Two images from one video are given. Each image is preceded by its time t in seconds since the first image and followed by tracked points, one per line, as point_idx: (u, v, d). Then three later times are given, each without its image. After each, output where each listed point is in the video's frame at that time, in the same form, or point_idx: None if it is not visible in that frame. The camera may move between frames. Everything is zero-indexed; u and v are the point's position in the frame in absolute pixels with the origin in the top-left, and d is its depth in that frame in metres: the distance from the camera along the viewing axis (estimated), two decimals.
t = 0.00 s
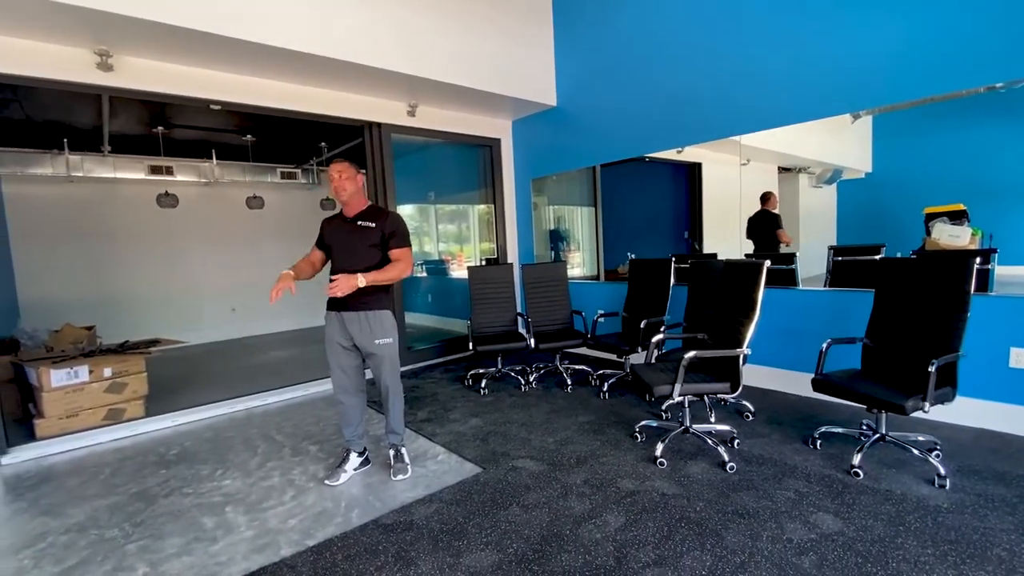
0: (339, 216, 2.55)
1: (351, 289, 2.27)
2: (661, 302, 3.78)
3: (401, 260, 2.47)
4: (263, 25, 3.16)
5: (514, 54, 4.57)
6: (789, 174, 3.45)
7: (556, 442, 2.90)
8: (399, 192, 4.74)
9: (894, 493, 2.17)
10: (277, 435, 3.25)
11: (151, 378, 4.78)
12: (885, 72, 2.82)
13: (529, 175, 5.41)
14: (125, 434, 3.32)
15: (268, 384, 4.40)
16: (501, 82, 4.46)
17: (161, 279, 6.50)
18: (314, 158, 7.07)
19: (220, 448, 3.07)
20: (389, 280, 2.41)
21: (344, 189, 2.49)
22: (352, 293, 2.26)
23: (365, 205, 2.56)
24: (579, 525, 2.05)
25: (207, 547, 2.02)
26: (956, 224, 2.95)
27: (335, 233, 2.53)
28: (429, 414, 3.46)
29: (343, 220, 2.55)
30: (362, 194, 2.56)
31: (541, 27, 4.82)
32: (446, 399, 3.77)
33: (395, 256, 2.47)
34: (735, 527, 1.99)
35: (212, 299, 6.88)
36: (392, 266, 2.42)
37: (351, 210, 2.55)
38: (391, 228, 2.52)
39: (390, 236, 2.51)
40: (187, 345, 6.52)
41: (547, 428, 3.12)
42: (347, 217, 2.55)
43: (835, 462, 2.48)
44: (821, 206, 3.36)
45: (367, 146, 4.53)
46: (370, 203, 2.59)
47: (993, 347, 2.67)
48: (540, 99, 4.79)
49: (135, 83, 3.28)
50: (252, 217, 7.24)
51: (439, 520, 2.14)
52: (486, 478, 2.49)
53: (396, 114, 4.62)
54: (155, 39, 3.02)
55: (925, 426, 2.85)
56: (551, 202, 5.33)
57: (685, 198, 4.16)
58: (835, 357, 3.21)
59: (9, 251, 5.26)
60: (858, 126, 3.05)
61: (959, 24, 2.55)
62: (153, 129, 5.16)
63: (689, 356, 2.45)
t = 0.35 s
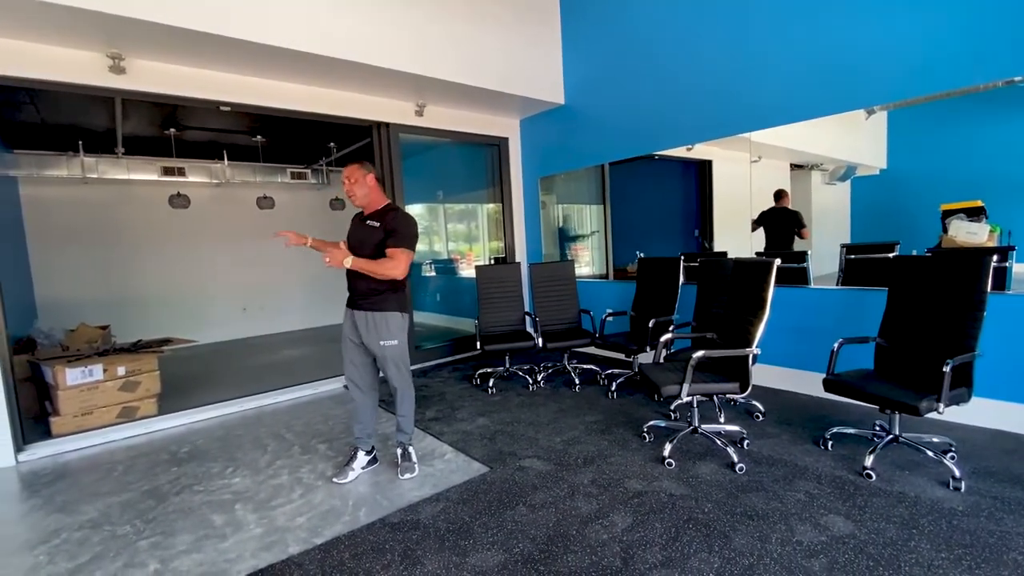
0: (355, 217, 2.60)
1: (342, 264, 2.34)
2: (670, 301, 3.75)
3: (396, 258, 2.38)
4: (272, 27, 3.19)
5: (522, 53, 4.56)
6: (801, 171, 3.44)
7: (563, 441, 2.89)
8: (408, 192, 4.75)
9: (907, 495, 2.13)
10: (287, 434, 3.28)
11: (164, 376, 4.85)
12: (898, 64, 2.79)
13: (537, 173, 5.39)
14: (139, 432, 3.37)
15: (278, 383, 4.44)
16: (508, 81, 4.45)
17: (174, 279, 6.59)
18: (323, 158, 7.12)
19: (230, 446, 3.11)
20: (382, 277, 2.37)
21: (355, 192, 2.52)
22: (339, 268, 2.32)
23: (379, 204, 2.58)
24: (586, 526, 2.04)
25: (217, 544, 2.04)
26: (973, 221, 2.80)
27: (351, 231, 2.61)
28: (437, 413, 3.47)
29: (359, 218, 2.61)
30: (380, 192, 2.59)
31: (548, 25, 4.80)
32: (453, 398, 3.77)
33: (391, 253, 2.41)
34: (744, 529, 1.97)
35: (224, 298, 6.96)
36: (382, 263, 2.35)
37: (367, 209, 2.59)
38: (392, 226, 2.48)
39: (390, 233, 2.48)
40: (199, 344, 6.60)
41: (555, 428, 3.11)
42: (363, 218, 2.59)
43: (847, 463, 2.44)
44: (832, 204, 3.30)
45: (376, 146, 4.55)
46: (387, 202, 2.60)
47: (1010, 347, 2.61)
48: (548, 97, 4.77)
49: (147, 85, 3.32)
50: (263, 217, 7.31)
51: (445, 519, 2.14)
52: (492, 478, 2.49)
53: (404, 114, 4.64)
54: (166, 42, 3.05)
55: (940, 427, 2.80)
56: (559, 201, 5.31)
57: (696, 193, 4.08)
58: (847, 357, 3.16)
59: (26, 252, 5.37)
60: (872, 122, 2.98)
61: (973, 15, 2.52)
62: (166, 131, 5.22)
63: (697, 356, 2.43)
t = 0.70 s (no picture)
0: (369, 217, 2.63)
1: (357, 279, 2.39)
2: (682, 301, 3.71)
3: (408, 260, 2.39)
4: (283, 29, 3.22)
5: (532, 51, 4.54)
6: (820, 168, 3.32)
7: (571, 442, 2.88)
8: (420, 192, 4.77)
9: (923, 501, 2.07)
10: (298, 431, 3.32)
11: (182, 373, 4.95)
12: (910, 57, 2.71)
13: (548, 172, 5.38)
14: (154, 429, 3.44)
15: (291, 381, 4.50)
16: (519, 80, 4.44)
17: (192, 278, 6.72)
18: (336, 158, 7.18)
19: (244, 443, 3.16)
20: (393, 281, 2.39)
21: (372, 190, 2.54)
22: (354, 284, 2.38)
23: (392, 204, 2.59)
24: (592, 527, 2.03)
25: (227, 540, 2.07)
26: (999, 218, 2.74)
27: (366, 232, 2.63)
28: (446, 411, 3.48)
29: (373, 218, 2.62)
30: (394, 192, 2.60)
31: (559, 23, 4.78)
32: (463, 397, 3.79)
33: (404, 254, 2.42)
34: (753, 533, 1.94)
35: (241, 297, 7.08)
36: (394, 267, 2.38)
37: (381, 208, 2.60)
38: (403, 226, 2.49)
39: (402, 234, 2.49)
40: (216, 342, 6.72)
41: (563, 428, 3.10)
42: (377, 218, 2.61)
43: (861, 467, 2.39)
44: (852, 202, 3.22)
45: (387, 145, 4.58)
46: (400, 202, 2.61)
47: None
48: (558, 96, 4.75)
49: (162, 88, 3.38)
50: (277, 216, 7.40)
51: (452, 518, 2.15)
52: (500, 478, 2.49)
53: (415, 113, 4.66)
54: (180, 46, 3.10)
55: (959, 431, 2.72)
56: (571, 199, 5.27)
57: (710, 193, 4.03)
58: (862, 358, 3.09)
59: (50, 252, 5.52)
60: (893, 117, 2.89)
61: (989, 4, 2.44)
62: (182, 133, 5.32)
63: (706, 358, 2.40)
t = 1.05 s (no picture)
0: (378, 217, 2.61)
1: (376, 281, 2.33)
2: (696, 300, 3.66)
3: (430, 259, 2.45)
4: (298, 32, 3.26)
5: (546, 49, 4.52)
6: (845, 164, 3.21)
7: (581, 442, 2.87)
8: (435, 192, 4.81)
9: (942, 508, 2.01)
10: (313, 427, 3.38)
11: (203, 369, 5.09)
12: (928, 50, 2.66)
13: (560, 171, 5.38)
14: (174, 423, 3.53)
15: (308, 377, 4.58)
16: (532, 79, 4.43)
17: (214, 277, 6.89)
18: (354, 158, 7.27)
19: (260, 438, 3.23)
20: (415, 280, 2.42)
21: (388, 188, 2.54)
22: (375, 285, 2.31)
23: (404, 206, 2.61)
24: (597, 528, 2.02)
25: (240, 532, 2.13)
26: None
27: (374, 232, 2.60)
28: (457, 410, 3.50)
29: (382, 219, 2.60)
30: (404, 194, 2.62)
31: (573, 20, 4.75)
32: (475, 395, 3.81)
33: (422, 255, 2.46)
34: (761, 537, 1.91)
35: (261, 295, 7.23)
36: (416, 267, 2.41)
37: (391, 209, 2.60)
38: (419, 227, 2.53)
39: (419, 235, 2.52)
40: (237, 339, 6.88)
41: (573, 428, 3.09)
42: (385, 219, 2.60)
43: (877, 472, 2.32)
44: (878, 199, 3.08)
45: (401, 144, 4.63)
46: (410, 204, 2.63)
47: None
48: (571, 94, 4.73)
49: (182, 92, 3.46)
50: (297, 216, 7.53)
51: (458, 516, 2.16)
52: (507, 477, 2.50)
53: (428, 113, 4.68)
54: (199, 50, 3.17)
55: (983, 436, 2.63)
56: (590, 197, 5.20)
57: (731, 190, 3.94)
58: (881, 360, 3.01)
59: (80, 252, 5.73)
60: (925, 110, 2.77)
61: None
62: (204, 135, 5.45)
63: (717, 359, 2.38)
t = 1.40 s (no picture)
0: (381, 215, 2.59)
1: (406, 257, 2.38)
2: (713, 299, 3.60)
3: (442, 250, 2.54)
4: (315, 33, 3.31)
5: (563, 45, 4.49)
6: (877, 158, 2.99)
7: (591, 440, 2.87)
8: (452, 190, 4.87)
9: (961, 515, 1.94)
10: (329, 421, 3.46)
11: (228, 363, 5.25)
12: (949, 41, 2.59)
13: (576, 168, 5.36)
14: (199, 415, 3.66)
15: (327, 372, 4.69)
16: (548, 75, 4.41)
17: (240, 273, 7.09)
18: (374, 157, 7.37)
19: (278, 431, 3.32)
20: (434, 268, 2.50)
21: (394, 188, 2.53)
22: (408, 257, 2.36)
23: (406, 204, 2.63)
24: (602, 527, 2.02)
25: (255, 521, 2.20)
26: None
27: (376, 230, 2.59)
28: (470, 406, 3.54)
29: (384, 217, 2.59)
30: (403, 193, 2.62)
31: (590, 15, 4.71)
32: (488, 392, 3.83)
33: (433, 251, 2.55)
34: (769, 540, 1.88)
35: (285, 291, 7.41)
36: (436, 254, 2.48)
37: (391, 207, 2.59)
38: (427, 223, 2.59)
39: (428, 232, 2.59)
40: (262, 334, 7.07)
41: (584, 426, 3.09)
42: (387, 217, 2.59)
43: (895, 477, 2.26)
44: (914, 194, 2.86)
45: (418, 142, 4.67)
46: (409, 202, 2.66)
47: None
48: (588, 91, 4.70)
49: (206, 95, 3.57)
50: (319, 214, 7.68)
51: (465, 511, 2.19)
52: (516, 473, 2.52)
53: (444, 111, 4.72)
54: (221, 54, 3.27)
55: (1012, 441, 2.52)
56: (610, 194, 5.12)
57: (755, 185, 3.78)
58: (902, 361, 2.92)
59: (114, 250, 5.97)
60: (964, 100, 2.61)
61: None
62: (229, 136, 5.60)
63: (728, 358, 2.34)
